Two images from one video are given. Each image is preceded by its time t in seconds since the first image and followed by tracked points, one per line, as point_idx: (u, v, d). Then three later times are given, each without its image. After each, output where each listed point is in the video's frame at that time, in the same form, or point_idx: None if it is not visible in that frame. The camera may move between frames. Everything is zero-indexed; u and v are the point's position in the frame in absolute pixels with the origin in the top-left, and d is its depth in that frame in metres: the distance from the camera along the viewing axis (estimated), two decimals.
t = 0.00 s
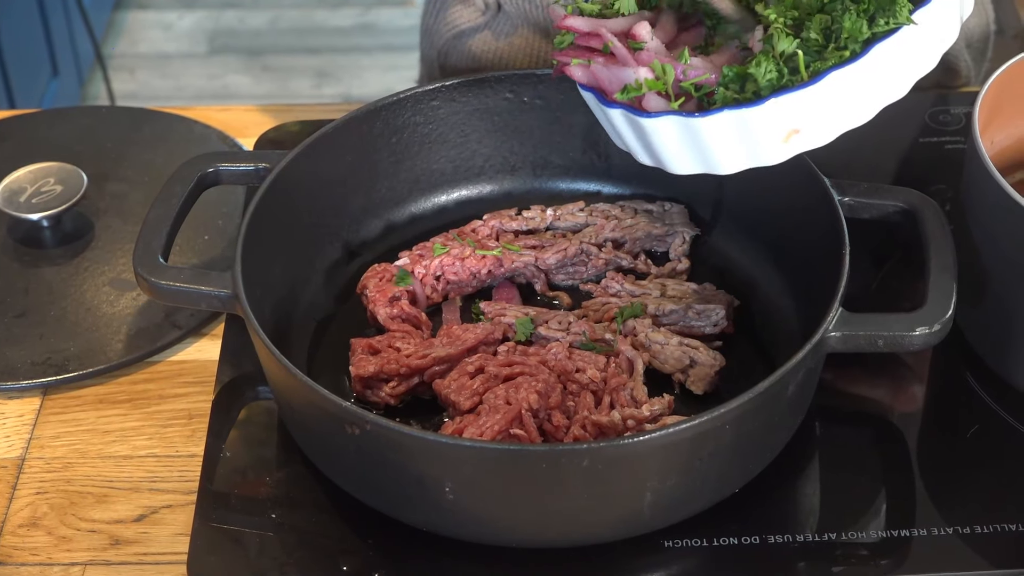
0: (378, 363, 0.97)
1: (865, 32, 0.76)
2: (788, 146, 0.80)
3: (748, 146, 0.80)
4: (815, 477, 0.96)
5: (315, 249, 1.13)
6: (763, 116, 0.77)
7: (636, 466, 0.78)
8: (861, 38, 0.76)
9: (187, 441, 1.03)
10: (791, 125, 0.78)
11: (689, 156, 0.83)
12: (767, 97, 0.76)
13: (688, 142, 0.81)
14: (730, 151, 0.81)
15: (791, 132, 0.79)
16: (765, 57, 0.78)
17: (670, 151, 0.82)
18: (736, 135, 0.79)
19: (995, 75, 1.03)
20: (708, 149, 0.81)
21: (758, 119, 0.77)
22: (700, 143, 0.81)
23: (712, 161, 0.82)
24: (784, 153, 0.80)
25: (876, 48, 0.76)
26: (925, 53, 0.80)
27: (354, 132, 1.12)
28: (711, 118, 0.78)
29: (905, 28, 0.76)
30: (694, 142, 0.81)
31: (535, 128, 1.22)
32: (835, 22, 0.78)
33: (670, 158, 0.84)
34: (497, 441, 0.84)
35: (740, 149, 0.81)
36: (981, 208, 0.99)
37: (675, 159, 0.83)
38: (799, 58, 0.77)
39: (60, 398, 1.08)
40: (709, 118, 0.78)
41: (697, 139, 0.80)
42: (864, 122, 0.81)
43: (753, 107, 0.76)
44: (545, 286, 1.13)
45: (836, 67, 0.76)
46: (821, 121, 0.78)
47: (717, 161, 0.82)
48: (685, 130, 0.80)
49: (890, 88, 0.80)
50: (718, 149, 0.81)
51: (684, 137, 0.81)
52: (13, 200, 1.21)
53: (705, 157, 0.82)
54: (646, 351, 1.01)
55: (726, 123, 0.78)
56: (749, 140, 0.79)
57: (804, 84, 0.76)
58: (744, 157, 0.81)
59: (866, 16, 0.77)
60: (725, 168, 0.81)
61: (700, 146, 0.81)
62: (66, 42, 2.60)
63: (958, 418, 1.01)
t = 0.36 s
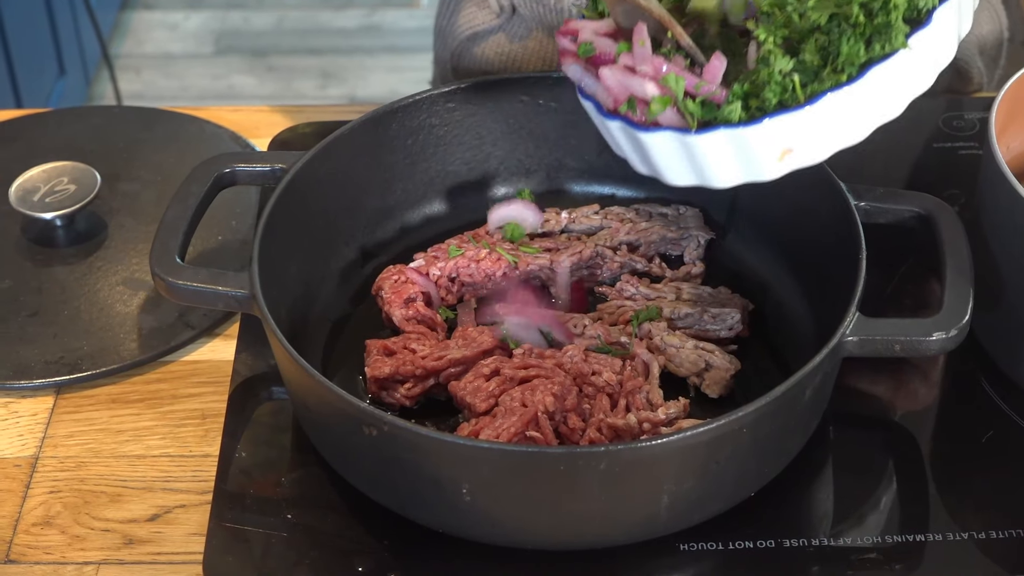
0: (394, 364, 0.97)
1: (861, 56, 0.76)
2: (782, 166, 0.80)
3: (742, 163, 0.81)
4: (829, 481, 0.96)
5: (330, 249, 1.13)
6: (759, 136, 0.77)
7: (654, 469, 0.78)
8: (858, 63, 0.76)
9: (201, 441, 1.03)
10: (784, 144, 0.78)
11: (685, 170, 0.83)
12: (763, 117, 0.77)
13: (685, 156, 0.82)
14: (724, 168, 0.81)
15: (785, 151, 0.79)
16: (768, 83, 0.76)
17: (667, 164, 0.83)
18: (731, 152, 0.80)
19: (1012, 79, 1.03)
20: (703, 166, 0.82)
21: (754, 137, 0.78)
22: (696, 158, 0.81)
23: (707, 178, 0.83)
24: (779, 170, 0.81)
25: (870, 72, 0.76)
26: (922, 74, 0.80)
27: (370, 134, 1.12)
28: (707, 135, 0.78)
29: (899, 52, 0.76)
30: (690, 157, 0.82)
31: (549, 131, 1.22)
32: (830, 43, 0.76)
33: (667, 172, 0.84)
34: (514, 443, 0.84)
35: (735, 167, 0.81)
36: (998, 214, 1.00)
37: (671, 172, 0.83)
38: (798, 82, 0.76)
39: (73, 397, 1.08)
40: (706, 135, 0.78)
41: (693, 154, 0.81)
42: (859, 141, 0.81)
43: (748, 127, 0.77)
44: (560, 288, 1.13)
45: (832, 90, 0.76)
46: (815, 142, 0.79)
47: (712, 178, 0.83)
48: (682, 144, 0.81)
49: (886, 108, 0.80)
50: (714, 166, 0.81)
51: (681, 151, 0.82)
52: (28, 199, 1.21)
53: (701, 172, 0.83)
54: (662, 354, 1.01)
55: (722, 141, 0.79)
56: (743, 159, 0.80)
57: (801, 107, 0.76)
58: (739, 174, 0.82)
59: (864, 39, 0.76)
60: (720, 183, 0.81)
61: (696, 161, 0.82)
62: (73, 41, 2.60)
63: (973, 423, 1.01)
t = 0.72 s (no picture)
0: (401, 365, 0.97)
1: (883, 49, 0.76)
2: (805, 163, 0.80)
3: (765, 160, 0.80)
4: (836, 483, 0.96)
5: (337, 250, 1.13)
6: (781, 133, 0.77)
7: (662, 470, 0.77)
8: (879, 57, 0.76)
9: (208, 441, 1.03)
10: (807, 141, 0.78)
11: (706, 169, 0.83)
12: (785, 115, 0.77)
13: (707, 158, 0.82)
14: (747, 166, 0.81)
15: (808, 148, 0.79)
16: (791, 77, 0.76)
17: (688, 164, 0.83)
18: (753, 151, 0.80)
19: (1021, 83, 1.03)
20: (725, 166, 0.82)
21: (776, 135, 0.77)
22: (718, 159, 0.81)
23: (730, 176, 0.83)
24: (802, 168, 0.80)
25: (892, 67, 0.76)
26: (944, 68, 0.79)
27: (378, 135, 1.12)
28: (728, 135, 0.78)
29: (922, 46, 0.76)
30: (711, 158, 0.81)
31: (556, 132, 1.22)
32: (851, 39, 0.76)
33: (688, 172, 0.84)
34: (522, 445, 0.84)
35: (758, 165, 0.81)
36: (1007, 217, 1.00)
37: (694, 173, 0.83)
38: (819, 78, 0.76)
39: (80, 397, 1.08)
40: (728, 134, 0.78)
41: (716, 155, 0.81)
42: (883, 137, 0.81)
43: (771, 124, 0.76)
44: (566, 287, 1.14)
45: (853, 87, 0.76)
46: (839, 138, 0.79)
47: (734, 177, 0.82)
48: (703, 145, 0.80)
49: (909, 104, 0.80)
50: (736, 165, 0.81)
51: (703, 153, 0.81)
52: (34, 199, 1.21)
53: (722, 172, 0.83)
54: (669, 356, 1.01)
55: (743, 140, 0.78)
56: (767, 156, 0.80)
57: (822, 102, 0.76)
58: (762, 171, 0.82)
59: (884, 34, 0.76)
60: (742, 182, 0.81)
61: (719, 162, 0.82)
62: (78, 42, 2.61)
63: (980, 425, 1.01)
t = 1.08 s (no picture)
0: (410, 365, 0.98)
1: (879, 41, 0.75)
2: (799, 156, 0.79)
3: (757, 151, 0.79)
4: (846, 484, 0.95)
5: (345, 250, 1.13)
6: (773, 126, 0.76)
7: (672, 471, 0.77)
8: (875, 50, 0.75)
9: (216, 440, 1.03)
10: (801, 133, 0.77)
11: (700, 159, 0.82)
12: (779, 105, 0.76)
13: (701, 146, 0.81)
14: (740, 157, 0.80)
15: (802, 140, 0.77)
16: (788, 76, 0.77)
17: (681, 153, 0.82)
18: (747, 142, 0.79)
19: None
20: (717, 155, 0.81)
21: (769, 126, 0.77)
22: (712, 149, 0.80)
23: (723, 167, 0.82)
24: (795, 161, 0.79)
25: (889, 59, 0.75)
26: (944, 61, 0.77)
27: (387, 135, 1.12)
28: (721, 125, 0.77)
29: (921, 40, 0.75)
30: (705, 147, 0.81)
31: (565, 131, 1.22)
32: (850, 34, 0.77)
33: (682, 162, 0.84)
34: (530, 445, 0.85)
35: (751, 156, 0.80)
36: (1018, 218, 0.99)
37: (687, 162, 0.82)
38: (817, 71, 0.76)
39: (88, 396, 1.08)
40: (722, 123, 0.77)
41: (709, 143, 0.80)
42: (879, 131, 0.79)
43: (764, 115, 0.76)
44: (577, 287, 1.10)
45: (848, 78, 0.75)
46: (834, 131, 0.77)
47: (728, 168, 0.81)
48: (696, 134, 0.80)
49: (907, 97, 0.77)
50: (730, 155, 0.80)
51: (696, 141, 0.81)
52: (43, 198, 1.21)
53: (716, 162, 0.82)
54: (678, 356, 1.01)
55: (737, 131, 0.78)
56: (760, 147, 0.79)
57: (815, 94, 0.75)
58: (755, 162, 0.81)
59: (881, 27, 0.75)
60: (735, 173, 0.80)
61: (712, 152, 0.81)
62: (86, 40, 2.61)
63: (989, 427, 1.01)
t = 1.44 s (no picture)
0: (413, 364, 0.98)
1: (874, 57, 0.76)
2: (799, 169, 0.80)
3: (758, 165, 0.81)
4: (850, 483, 0.95)
5: (349, 248, 1.13)
6: (774, 140, 0.78)
7: (675, 470, 0.77)
8: (871, 66, 0.77)
9: (219, 439, 1.03)
10: (802, 147, 0.79)
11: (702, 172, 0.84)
12: (779, 121, 0.78)
13: (702, 161, 0.83)
14: (742, 170, 0.82)
15: (801, 153, 0.79)
16: (777, 78, 0.78)
17: (683, 167, 0.84)
18: (748, 156, 0.80)
19: None
20: (719, 169, 0.82)
21: (770, 141, 0.78)
22: (714, 163, 0.82)
23: (725, 180, 0.83)
24: (796, 174, 0.81)
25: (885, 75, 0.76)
26: (942, 75, 0.80)
27: (390, 134, 1.12)
28: (723, 139, 0.79)
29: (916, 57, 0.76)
30: (707, 162, 0.82)
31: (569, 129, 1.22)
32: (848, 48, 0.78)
33: (685, 175, 0.85)
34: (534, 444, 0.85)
35: (752, 170, 0.82)
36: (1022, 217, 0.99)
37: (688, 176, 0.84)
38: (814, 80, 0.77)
39: (92, 395, 1.08)
40: (722, 138, 0.79)
41: (709, 157, 0.82)
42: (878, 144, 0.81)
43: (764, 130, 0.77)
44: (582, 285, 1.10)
45: (846, 93, 0.76)
46: (832, 144, 0.79)
47: (729, 180, 0.83)
48: (697, 149, 0.81)
49: (905, 110, 0.80)
50: (731, 169, 0.82)
51: (698, 156, 0.82)
52: (48, 197, 1.21)
53: (717, 175, 0.83)
54: (683, 356, 1.01)
55: (739, 145, 0.79)
56: (761, 162, 0.81)
57: (815, 108, 0.77)
58: (756, 176, 0.82)
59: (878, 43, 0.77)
60: (737, 186, 0.82)
61: (713, 166, 0.82)
62: (91, 39, 2.62)
63: (994, 426, 1.00)
